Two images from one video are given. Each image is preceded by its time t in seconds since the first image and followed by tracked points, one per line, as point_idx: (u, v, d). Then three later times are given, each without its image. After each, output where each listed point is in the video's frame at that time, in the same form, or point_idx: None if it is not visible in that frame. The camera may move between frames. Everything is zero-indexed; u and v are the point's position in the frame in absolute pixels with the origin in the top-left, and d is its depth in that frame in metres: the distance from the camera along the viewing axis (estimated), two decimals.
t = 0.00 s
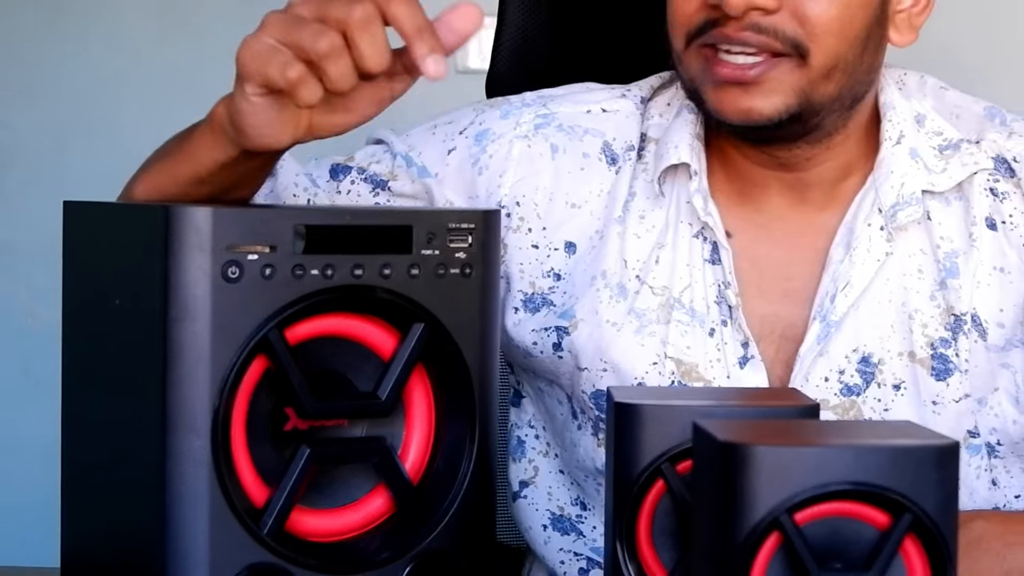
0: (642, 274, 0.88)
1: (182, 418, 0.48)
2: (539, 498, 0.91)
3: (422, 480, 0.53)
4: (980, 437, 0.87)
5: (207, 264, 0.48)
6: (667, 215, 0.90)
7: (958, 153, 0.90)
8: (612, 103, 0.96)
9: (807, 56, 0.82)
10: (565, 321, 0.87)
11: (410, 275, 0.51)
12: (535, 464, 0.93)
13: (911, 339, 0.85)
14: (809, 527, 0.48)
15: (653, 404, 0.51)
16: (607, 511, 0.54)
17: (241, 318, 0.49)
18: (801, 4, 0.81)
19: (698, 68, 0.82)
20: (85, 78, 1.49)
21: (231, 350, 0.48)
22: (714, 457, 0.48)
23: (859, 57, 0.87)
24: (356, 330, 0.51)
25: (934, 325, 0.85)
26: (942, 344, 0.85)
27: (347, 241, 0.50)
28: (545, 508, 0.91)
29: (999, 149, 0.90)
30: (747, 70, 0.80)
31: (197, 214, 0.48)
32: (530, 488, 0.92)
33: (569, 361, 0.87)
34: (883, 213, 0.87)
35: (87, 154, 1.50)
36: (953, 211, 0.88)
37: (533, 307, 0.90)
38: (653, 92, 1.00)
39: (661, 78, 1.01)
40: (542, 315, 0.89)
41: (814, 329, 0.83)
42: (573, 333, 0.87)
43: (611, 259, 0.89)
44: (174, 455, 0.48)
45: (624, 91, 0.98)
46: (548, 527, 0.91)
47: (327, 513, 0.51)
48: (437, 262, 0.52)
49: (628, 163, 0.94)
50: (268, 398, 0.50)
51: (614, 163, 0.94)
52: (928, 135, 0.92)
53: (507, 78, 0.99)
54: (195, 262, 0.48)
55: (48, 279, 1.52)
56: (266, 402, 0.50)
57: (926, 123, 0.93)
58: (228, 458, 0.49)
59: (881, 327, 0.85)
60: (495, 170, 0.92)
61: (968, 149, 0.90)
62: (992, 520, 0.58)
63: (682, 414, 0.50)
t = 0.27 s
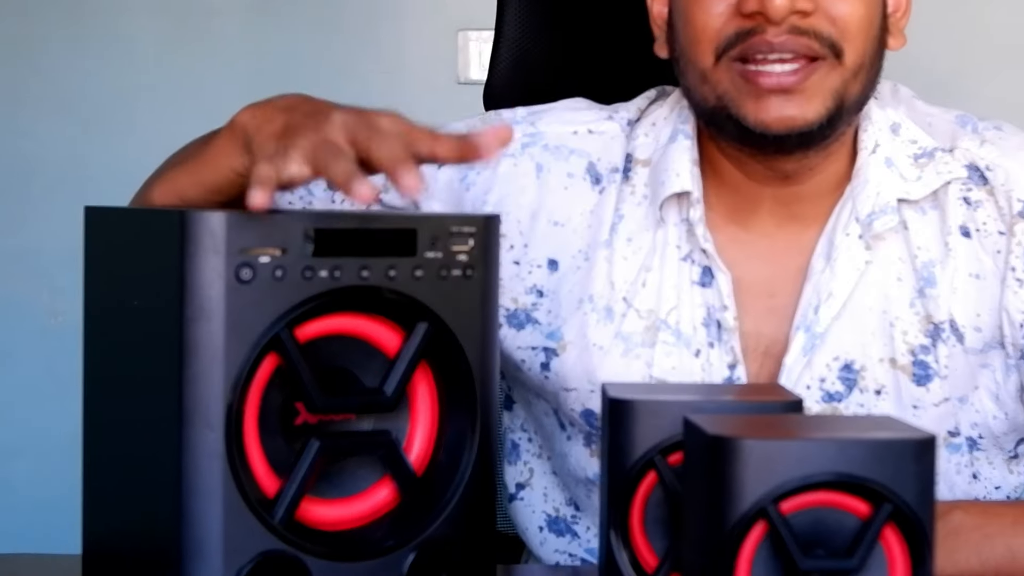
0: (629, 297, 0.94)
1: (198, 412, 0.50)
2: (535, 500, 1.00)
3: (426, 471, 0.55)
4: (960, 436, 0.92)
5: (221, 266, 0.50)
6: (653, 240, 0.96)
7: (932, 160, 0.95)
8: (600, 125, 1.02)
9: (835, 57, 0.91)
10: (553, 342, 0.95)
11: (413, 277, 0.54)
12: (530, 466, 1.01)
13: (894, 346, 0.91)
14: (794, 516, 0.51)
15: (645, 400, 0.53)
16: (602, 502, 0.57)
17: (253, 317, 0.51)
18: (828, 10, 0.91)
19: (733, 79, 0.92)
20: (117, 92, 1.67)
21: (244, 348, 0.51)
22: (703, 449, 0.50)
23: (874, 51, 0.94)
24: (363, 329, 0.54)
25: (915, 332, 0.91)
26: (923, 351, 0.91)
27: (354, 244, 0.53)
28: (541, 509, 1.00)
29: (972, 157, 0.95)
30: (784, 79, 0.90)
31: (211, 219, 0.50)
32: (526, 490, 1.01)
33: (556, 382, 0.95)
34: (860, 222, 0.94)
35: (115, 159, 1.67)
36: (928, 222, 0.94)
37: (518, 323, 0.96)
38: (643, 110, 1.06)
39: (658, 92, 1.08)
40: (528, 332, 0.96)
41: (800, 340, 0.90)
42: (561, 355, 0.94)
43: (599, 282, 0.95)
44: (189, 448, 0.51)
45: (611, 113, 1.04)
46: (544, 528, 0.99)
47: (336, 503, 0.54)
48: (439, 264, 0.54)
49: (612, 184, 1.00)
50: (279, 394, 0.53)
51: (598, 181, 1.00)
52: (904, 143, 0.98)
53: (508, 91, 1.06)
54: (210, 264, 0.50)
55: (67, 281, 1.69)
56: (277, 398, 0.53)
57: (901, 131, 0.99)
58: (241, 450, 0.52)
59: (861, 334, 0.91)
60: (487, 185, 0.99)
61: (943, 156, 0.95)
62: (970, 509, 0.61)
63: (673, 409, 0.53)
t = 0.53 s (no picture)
0: (607, 318, 0.97)
1: (212, 407, 0.53)
2: (526, 495, 1.03)
3: (429, 464, 0.58)
4: (934, 443, 0.96)
5: (234, 269, 0.53)
6: (630, 262, 0.99)
7: (902, 179, 0.97)
8: (582, 143, 1.05)
9: (801, 88, 0.92)
10: (537, 356, 0.97)
11: (417, 279, 0.56)
12: (520, 461, 1.04)
13: (867, 362, 0.94)
14: (779, 507, 0.53)
15: (638, 396, 0.56)
16: (596, 493, 0.59)
17: (265, 317, 0.54)
18: (790, 46, 0.92)
19: (707, 114, 0.92)
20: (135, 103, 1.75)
21: (256, 346, 0.54)
22: (692, 442, 0.53)
23: (838, 83, 0.95)
24: (369, 328, 0.56)
25: (887, 348, 0.93)
26: (895, 366, 0.93)
27: (360, 247, 0.56)
28: (532, 504, 1.03)
29: (941, 174, 0.97)
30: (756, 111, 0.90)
31: (224, 223, 0.53)
32: (517, 484, 1.04)
33: (542, 392, 0.97)
34: (832, 242, 0.95)
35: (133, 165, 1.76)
36: (897, 240, 0.96)
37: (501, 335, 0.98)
38: (624, 129, 1.09)
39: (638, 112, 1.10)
40: (511, 344, 0.97)
41: (776, 360, 0.92)
42: (547, 369, 0.96)
43: (580, 301, 0.97)
44: (204, 441, 0.53)
45: (593, 133, 1.07)
46: (534, 523, 1.03)
47: (343, 494, 0.56)
48: (442, 266, 0.57)
49: (592, 203, 1.03)
50: (289, 390, 0.55)
51: (578, 199, 1.03)
52: (874, 160, 1.00)
53: (503, 104, 1.09)
54: (223, 267, 0.53)
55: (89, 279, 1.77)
56: (287, 393, 0.55)
57: (871, 149, 1.00)
58: (253, 443, 0.54)
59: (835, 351, 0.94)
60: (468, 202, 1.01)
61: (910, 175, 0.97)
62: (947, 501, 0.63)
63: (664, 404, 0.56)
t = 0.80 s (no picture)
0: (591, 324, 1.01)
1: (227, 402, 0.56)
2: (520, 484, 1.07)
3: (432, 456, 0.61)
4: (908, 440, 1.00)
5: (248, 271, 0.56)
6: (613, 271, 1.03)
7: (874, 191, 0.99)
8: (570, 155, 1.10)
9: (769, 115, 0.93)
10: (529, 358, 1.01)
11: (421, 280, 0.59)
12: (515, 452, 1.08)
13: (842, 366, 0.97)
14: (764, 496, 0.56)
15: (631, 391, 0.59)
16: (591, 483, 0.62)
17: (277, 317, 0.57)
18: (759, 73, 0.93)
19: (682, 141, 0.94)
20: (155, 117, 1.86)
21: (268, 344, 0.57)
22: (682, 436, 0.56)
23: (807, 106, 0.96)
24: (375, 327, 0.59)
25: (860, 353, 0.97)
26: (869, 370, 0.97)
27: (367, 250, 0.59)
28: (525, 493, 1.07)
29: (912, 189, 0.99)
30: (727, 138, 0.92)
31: (238, 228, 0.56)
32: (511, 474, 1.08)
33: (534, 389, 1.01)
34: (807, 253, 0.98)
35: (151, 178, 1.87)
36: (869, 250, 0.99)
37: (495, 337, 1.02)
38: (609, 141, 1.13)
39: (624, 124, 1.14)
40: (503, 346, 1.02)
41: (754, 366, 0.95)
42: (538, 369, 1.00)
43: (569, 306, 1.01)
44: (219, 434, 0.56)
45: (582, 145, 1.12)
46: (528, 511, 1.07)
47: (351, 484, 0.59)
48: (444, 269, 0.60)
49: (580, 212, 1.07)
50: (300, 385, 0.59)
51: (566, 208, 1.07)
52: (847, 171, 1.01)
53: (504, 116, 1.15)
54: (237, 269, 0.56)
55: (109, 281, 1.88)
56: (299, 389, 0.59)
57: (845, 160, 1.02)
58: (265, 436, 0.57)
59: (811, 355, 0.97)
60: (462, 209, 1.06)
61: (882, 188, 0.99)
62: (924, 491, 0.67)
63: (656, 399, 0.58)
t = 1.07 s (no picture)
0: (587, 323, 1.04)
1: (242, 396, 0.60)
2: (522, 472, 1.11)
3: (437, 447, 0.65)
4: (886, 436, 1.03)
5: (262, 273, 0.60)
6: (607, 273, 1.07)
7: (853, 199, 1.03)
8: (568, 164, 1.14)
9: (755, 127, 0.98)
10: (528, 355, 1.04)
11: (426, 281, 0.63)
12: (518, 443, 1.12)
13: (823, 364, 1.01)
14: (750, 485, 0.59)
15: (624, 387, 0.62)
16: (587, 473, 0.66)
17: (290, 316, 0.60)
18: (745, 87, 0.98)
19: (671, 152, 0.99)
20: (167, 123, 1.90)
21: (281, 342, 0.60)
22: (672, 428, 0.59)
23: (790, 117, 1.02)
24: (381, 326, 0.63)
25: (840, 351, 1.01)
26: (848, 367, 1.01)
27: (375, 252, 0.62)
28: (526, 481, 1.11)
29: (889, 197, 1.02)
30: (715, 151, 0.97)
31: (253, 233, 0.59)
32: (514, 464, 1.11)
33: (533, 384, 1.05)
34: (790, 256, 1.02)
35: (164, 181, 1.91)
36: (848, 254, 1.02)
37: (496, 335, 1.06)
38: (606, 151, 1.17)
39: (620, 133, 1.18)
40: (504, 343, 1.05)
41: (739, 363, 0.99)
42: (536, 366, 1.04)
43: (566, 306, 1.05)
44: (234, 426, 0.60)
45: (579, 155, 1.16)
46: (529, 499, 1.11)
47: (359, 474, 0.63)
48: (447, 271, 0.64)
49: (578, 218, 1.11)
50: (311, 381, 0.62)
51: (565, 214, 1.11)
52: (828, 180, 1.06)
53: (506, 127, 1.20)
54: (252, 272, 0.59)
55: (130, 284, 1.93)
56: (309, 385, 0.62)
57: (826, 169, 1.06)
58: (279, 429, 0.61)
59: (793, 352, 1.01)
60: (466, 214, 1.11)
61: (861, 195, 1.03)
62: (903, 480, 0.70)
63: (648, 394, 0.62)
